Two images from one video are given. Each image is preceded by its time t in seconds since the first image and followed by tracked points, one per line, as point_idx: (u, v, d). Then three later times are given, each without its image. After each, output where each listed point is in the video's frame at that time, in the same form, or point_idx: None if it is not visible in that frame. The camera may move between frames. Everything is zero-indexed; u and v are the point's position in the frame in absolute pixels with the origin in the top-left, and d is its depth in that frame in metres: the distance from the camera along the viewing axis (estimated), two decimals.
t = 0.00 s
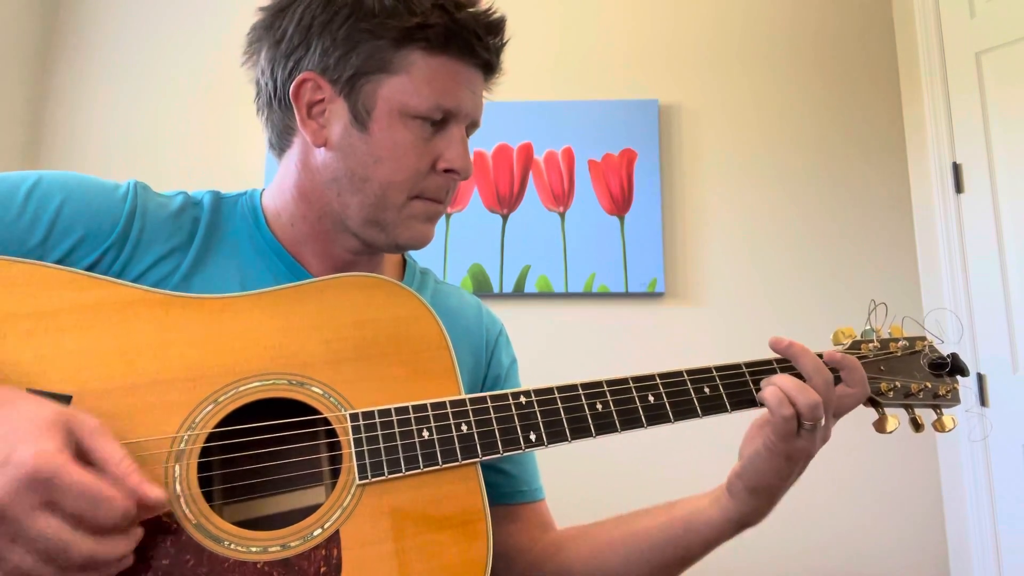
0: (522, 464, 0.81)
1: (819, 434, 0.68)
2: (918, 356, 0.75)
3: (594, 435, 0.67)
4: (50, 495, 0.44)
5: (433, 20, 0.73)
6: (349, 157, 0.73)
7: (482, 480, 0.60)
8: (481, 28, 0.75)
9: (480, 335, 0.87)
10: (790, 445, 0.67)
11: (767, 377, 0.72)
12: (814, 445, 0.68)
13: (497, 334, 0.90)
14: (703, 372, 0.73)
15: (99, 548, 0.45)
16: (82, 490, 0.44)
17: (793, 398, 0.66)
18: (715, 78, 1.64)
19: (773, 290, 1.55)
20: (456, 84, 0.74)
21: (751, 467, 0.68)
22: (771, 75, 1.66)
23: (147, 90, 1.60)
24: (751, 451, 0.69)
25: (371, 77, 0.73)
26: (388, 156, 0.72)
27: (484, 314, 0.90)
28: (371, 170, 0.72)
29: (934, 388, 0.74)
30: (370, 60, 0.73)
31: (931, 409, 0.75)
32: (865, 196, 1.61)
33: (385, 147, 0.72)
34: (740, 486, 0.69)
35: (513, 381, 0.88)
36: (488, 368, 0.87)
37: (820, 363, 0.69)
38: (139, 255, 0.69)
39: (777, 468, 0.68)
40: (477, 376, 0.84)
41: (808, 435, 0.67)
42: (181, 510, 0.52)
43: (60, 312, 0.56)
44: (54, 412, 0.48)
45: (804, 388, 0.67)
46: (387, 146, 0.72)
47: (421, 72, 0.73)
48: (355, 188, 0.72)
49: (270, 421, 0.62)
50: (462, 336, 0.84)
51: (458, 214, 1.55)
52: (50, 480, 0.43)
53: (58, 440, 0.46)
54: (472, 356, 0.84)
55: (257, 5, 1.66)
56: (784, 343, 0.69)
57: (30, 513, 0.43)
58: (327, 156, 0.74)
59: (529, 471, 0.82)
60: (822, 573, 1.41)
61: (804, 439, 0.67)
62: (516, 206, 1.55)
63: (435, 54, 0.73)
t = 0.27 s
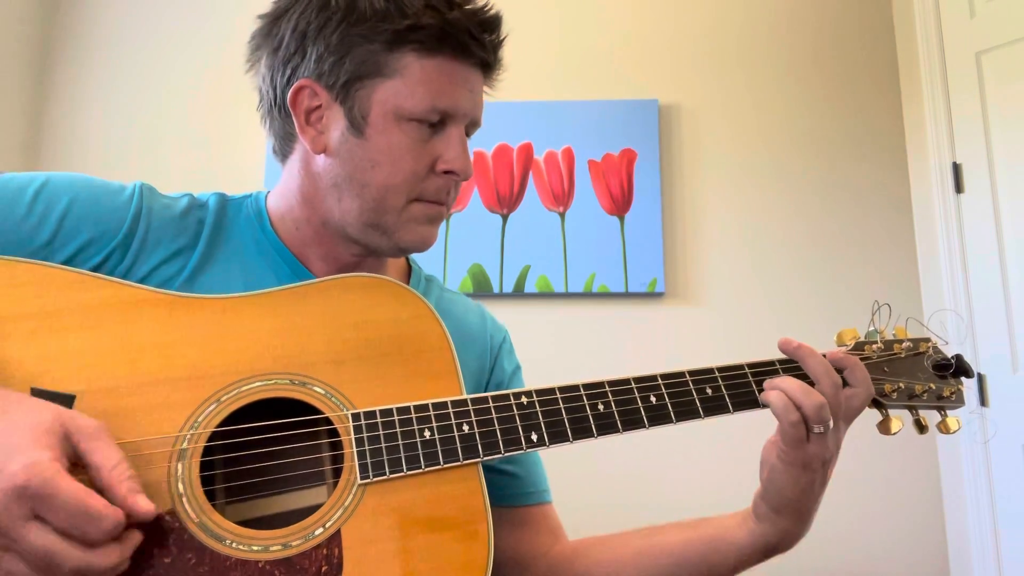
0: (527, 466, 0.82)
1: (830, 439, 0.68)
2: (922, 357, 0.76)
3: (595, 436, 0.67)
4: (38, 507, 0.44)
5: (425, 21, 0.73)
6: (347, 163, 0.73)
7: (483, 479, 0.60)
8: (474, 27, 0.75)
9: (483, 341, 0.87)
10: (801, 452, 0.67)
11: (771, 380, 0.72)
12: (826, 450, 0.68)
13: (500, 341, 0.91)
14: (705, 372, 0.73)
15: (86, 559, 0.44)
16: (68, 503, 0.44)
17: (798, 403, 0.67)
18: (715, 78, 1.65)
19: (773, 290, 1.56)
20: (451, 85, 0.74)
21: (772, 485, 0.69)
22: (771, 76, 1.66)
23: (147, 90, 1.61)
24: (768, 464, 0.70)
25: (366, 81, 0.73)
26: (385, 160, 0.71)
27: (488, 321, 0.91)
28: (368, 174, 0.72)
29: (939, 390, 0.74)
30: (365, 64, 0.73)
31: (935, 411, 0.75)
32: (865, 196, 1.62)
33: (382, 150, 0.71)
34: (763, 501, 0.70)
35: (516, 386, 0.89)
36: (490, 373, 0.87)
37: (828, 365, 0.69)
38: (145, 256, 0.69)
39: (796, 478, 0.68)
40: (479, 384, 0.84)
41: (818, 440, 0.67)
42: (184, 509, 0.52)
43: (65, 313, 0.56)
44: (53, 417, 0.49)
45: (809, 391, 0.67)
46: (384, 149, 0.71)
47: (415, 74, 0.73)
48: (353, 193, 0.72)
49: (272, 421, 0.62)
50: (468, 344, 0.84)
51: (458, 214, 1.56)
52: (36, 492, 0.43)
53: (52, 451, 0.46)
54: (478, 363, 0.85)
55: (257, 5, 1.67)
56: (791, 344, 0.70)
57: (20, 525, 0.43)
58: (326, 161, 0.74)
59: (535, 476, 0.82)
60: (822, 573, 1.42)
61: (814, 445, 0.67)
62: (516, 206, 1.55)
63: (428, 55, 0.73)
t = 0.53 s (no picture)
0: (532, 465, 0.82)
1: (834, 433, 0.68)
2: (927, 358, 0.76)
3: (599, 435, 0.67)
4: (86, 454, 0.47)
5: (416, 26, 0.71)
6: (341, 169, 0.73)
7: (485, 478, 0.60)
8: (469, 30, 0.73)
9: (487, 338, 0.87)
10: (805, 447, 0.67)
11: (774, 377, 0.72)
12: (830, 444, 0.68)
13: (505, 341, 0.91)
14: (708, 372, 0.73)
15: (145, 494, 0.48)
16: (118, 443, 0.48)
17: (803, 395, 0.67)
18: (715, 78, 1.65)
19: (773, 291, 1.56)
20: (445, 89, 0.72)
21: (778, 479, 0.69)
22: (770, 76, 1.66)
23: (146, 91, 1.60)
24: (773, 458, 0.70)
25: (359, 87, 0.73)
26: (379, 166, 0.71)
27: (492, 319, 0.91)
28: (363, 180, 0.72)
29: (944, 391, 0.74)
30: (357, 69, 0.73)
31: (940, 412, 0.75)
32: (864, 197, 1.62)
33: (375, 157, 0.71)
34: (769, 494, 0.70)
35: (519, 385, 0.89)
36: (495, 372, 0.87)
37: (835, 360, 0.70)
38: (148, 254, 0.69)
39: (800, 472, 0.68)
40: (483, 381, 0.84)
41: (821, 434, 0.67)
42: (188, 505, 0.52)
43: (69, 310, 0.56)
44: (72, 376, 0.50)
45: (816, 384, 0.67)
46: (378, 156, 0.71)
47: (407, 79, 0.71)
48: (349, 198, 0.73)
49: (276, 418, 0.62)
50: (473, 342, 0.85)
51: (459, 213, 1.55)
52: (84, 439, 0.47)
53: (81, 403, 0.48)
54: (482, 361, 0.85)
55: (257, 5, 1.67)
56: (798, 339, 0.70)
57: (71, 473, 0.46)
58: (323, 165, 0.75)
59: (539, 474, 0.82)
60: (822, 573, 1.42)
61: (817, 438, 0.67)
62: (516, 206, 1.56)
63: (421, 61, 0.72)
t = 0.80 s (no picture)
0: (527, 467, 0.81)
1: (809, 441, 0.68)
2: (924, 365, 0.76)
3: (597, 439, 0.67)
4: (83, 444, 0.46)
5: (410, 33, 0.71)
6: (336, 175, 0.73)
7: (483, 481, 0.60)
8: (463, 38, 0.73)
9: (487, 339, 0.87)
10: (776, 451, 0.68)
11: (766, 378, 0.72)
12: (802, 452, 0.68)
13: (506, 340, 0.90)
14: (706, 377, 0.73)
15: (147, 479, 0.48)
16: (110, 431, 0.47)
17: (778, 400, 0.68)
18: (715, 78, 1.65)
19: (773, 291, 1.56)
20: (439, 96, 0.72)
21: (746, 483, 0.70)
22: (771, 76, 1.66)
23: (147, 90, 1.60)
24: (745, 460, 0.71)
25: (352, 93, 0.72)
26: (372, 174, 0.71)
27: (493, 319, 0.91)
28: (357, 187, 0.72)
29: (940, 398, 0.74)
30: (351, 76, 0.72)
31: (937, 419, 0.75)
32: (865, 197, 1.62)
33: (369, 164, 0.71)
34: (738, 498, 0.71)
35: (519, 384, 0.88)
36: (495, 371, 0.87)
37: (814, 368, 0.69)
38: (148, 254, 0.69)
39: (769, 478, 0.69)
40: (483, 383, 0.85)
41: (794, 440, 0.68)
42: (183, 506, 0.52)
43: (69, 311, 0.56)
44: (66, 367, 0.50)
45: (791, 390, 0.68)
46: (371, 163, 0.71)
47: (401, 87, 0.71)
48: (343, 205, 0.73)
49: (275, 419, 0.62)
50: (473, 341, 0.85)
51: (459, 213, 1.55)
52: (79, 431, 0.46)
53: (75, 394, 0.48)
54: (483, 361, 0.85)
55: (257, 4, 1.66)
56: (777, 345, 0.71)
57: (71, 464, 0.46)
58: (318, 170, 0.75)
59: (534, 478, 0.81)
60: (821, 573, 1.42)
61: (789, 444, 0.68)
62: (516, 206, 1.55)
63: (414, 68, 0.71)
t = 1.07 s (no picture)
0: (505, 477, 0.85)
1: (693, 461, 0.65)
2: (928, 361, 0.75)
3: (597, 437, 0.66)
4: (77, 457, 0.46)
5: (408, 35, 0.70)
6: (334, 177, 0.73)
7: (484, 480, 0.60)
8: (462, 40, 0.72)
9: (485, 343, 0.87)
10: (657, 470, 0.65)
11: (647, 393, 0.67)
12: (687, 471, 0.65)
13: (506, 344, 0.90)
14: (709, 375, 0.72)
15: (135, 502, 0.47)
16: (108, 446, 0.47)
17: (661, 423, 0.62)
18: (715, 78, 1.65)
19: (773, 291, 1.56)
20: (437, 98, 0.71)
21: (628, 494, 0.69)
22: (771, 76, 1.66)
23: (147, 90, 1.60)
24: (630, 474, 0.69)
25: (350, 95, 0.72)
26: (370, 176, 0.71)
27: (493, 321, 0.90)
28: (355, 189, 0.72)
29: (944, 393, 0.73)
30: (349, 77, 0.72)
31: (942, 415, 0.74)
32: (865, 197, 1.62)
33: (367, 167, 0.71)
34: (621, 505, 0.70)
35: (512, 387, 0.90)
36: (490, 374, 0.88)
37: (678, 387, 0.65)
38: (148, 254, 0.69)
39: (653, 491, 0.68)
40: (479, 386, 0.86)
41: (677, 461, 0.65)
42: (185, 507, 0.52)
43: (69, 310, 0.56)
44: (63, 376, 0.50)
45: (674, 410, 0.63)
46: (369, 166, 0.71)
47: (398, 89, 0.71)
48: (342, 207, 0.72)
49: (275, 420, 0.62)
50: (470, 346, 0.85)
51: (458, 213, 1.55)
52: (75, 440, 0.46)
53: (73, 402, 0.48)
54: (478, 366, 0.85)
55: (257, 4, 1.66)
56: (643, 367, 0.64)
57: (62, 475, 0.46)
58: (317, 171, 0.75)
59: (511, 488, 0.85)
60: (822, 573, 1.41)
61: (672, 464, 0.65)
62: (516, 206, 1.55)
63: (412, 71, 0.71)
